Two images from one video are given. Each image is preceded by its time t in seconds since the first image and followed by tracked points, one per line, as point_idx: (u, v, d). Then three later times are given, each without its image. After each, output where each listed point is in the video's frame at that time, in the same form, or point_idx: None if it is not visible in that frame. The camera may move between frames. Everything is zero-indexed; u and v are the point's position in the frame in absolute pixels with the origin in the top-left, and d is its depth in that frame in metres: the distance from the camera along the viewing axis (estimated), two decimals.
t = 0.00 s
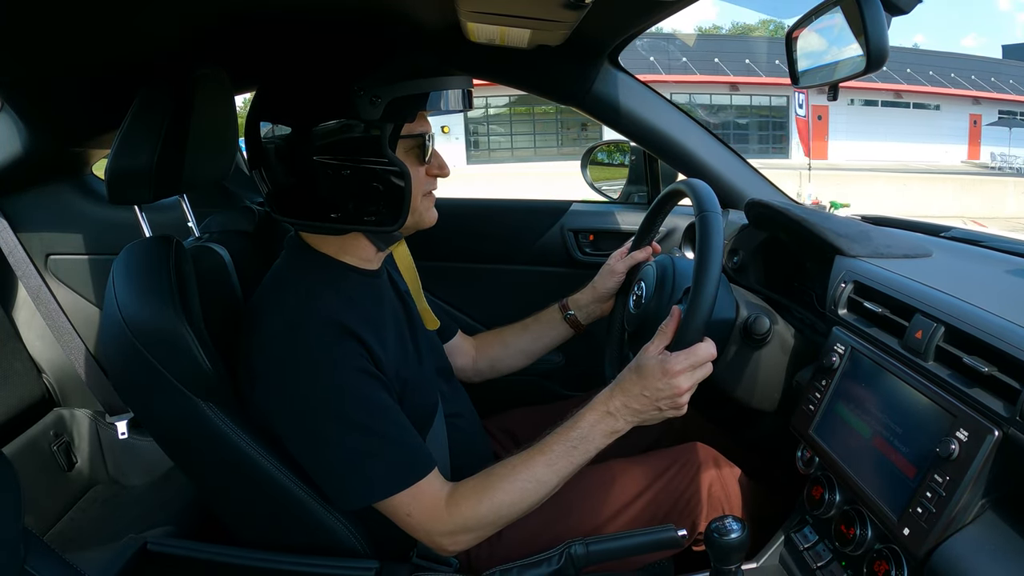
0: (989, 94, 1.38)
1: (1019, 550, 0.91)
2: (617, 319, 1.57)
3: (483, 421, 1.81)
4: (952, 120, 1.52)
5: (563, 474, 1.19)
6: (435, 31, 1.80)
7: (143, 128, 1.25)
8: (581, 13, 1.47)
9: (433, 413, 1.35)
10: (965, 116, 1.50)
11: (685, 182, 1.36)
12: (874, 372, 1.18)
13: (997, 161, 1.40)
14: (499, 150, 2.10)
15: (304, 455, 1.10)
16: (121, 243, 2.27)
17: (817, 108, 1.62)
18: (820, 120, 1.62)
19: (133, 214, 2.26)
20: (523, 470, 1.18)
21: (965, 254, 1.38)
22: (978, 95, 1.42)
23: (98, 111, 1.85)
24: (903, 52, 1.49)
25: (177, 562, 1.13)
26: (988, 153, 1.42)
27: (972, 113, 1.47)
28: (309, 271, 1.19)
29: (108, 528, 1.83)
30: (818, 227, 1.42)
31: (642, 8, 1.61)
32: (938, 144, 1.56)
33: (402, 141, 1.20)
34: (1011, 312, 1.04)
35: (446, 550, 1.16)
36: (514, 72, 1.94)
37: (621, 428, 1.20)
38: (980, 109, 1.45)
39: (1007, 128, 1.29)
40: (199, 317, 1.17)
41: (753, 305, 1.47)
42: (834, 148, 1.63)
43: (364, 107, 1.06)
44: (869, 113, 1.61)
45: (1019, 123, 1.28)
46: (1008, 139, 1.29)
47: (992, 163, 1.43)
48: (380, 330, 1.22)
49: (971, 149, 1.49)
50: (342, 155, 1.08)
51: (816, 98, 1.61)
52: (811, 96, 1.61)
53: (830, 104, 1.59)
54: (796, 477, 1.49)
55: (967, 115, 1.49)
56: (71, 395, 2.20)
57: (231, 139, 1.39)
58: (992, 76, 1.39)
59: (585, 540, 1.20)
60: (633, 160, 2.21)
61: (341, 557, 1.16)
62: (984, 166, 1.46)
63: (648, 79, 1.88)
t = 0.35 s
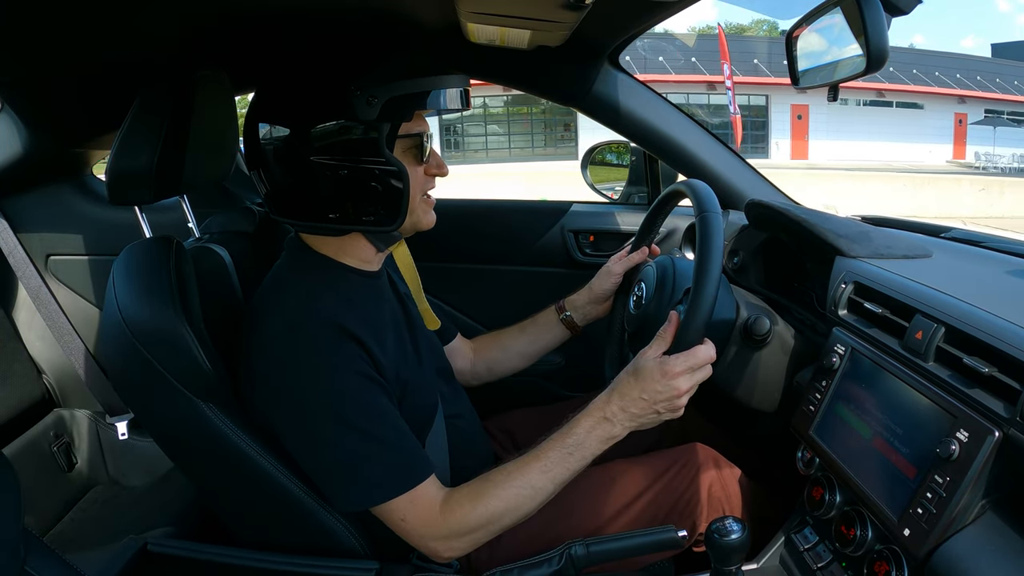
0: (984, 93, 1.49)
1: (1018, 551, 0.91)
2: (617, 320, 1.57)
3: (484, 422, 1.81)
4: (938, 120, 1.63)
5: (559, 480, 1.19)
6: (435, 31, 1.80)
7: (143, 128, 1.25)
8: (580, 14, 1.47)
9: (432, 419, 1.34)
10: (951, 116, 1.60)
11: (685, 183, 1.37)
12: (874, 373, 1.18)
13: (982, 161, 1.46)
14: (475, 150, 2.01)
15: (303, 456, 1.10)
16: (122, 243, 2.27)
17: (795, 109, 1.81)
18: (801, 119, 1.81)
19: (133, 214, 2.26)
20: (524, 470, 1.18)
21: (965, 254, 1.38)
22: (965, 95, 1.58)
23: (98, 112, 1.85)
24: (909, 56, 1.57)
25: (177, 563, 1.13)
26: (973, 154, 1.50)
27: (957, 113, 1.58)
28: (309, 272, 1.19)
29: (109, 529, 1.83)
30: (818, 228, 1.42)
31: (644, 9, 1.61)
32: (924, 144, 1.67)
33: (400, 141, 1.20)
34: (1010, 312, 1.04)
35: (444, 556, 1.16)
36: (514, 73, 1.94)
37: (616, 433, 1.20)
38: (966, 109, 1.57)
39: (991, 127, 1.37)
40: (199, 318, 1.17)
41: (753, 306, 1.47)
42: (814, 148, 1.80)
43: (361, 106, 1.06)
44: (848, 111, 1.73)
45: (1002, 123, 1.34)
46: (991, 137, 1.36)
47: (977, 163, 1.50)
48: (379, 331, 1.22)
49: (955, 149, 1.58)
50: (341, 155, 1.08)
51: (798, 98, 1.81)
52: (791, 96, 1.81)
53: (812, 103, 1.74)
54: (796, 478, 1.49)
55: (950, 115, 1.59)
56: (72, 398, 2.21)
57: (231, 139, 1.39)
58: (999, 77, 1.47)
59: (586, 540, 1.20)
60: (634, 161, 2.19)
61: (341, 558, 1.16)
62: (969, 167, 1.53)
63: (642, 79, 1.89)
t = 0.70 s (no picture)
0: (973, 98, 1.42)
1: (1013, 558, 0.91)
2: (611, 330, 1.58)
3: (478, 429, 1.79)
4: (915, 125, 1.50)
5: (519, 533, 1.11)
6: (431, 38, 1.81)
7: (138, 135, 1.25)
8: (575, 21, 1.48)
9: (426, 420, 1.35)
10: (929, 122, 1.48)
11: (679, 192, 1.38)
12: (868, 380, 1.18)
13: (959, 168, 1.43)
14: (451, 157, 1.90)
15: (296, 463, 1.09)
16: (116, 249, 2.26)
17: (770, 116, 1.78)
18: (775, 127, 1.78)
19: (128, 220, 2.25)
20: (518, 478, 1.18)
21: (957, 261, 1.39)
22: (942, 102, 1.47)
23: (93, 117, 1.85)
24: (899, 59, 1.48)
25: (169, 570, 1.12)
26: (952, 160, 1.45)
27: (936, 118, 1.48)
28: (304, 279, 1.19)
29: (99, 536, 1.82)
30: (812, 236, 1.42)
31: (639, 16, 1.62)
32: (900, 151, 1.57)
33: (396, 148, 1.20)
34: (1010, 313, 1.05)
35: None
36: (509, 80, 1.94)
37: (591, 504, 1.10)
38: (946, 114, 1.46)
39: (968, 134, 1.36)
40: (193, 324, 1.17)
41: (747, 313, 1.47)
42: (787, 154, 1.73)
43: (356, 113, 1.07)
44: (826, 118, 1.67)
45: (980, 130, 1.34)
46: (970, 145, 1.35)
47: (954, 170, 1.46)
48: (373, 339, 1.22)
49: (933, 157, 1.49)
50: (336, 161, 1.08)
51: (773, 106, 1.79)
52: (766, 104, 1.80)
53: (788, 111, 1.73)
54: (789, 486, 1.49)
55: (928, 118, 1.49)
56: (66, 404, 2.19)
57: (227, 146, 1.40)
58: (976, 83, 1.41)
59: (579, 548, 1.19)
60: (628, 169, 2.18)
61: (335, 566, 1.15)
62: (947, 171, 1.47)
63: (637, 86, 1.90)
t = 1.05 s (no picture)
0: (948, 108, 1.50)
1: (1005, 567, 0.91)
2: (602, 342, 1.59)
3: (468, 440, 1.78)
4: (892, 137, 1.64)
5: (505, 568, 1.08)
6: (425, 46, 1.81)
7: (129, 143, 1.24)
8: (568, 32, 1.48)
9: (416, 430, 1.35)
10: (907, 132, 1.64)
11: (670, 203, 1.39)
12: (858, 390, 1.18)
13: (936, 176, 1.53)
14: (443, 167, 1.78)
15: (285, 472, 1.09)
16: (107, 256, 2.24)
17: (746, 126, 1.90)
18: (750, 136, 1.90)
19: (119, 227, 2.24)
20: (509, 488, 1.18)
21: (947, 272, 1.40)
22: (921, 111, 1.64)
23: (85, 124, 1.84)
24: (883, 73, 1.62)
25: None
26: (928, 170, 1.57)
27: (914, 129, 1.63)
28: (296, 288, 1.19)
29: (88, 545, 1.80)
30: (803, 246, 1.43)
31: (633, 27, 1.62)
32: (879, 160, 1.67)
33: (383, 161, 1.21)
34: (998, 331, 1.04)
35: None
36: (502, 89, 1.94)
37: None
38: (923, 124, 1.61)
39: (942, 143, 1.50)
40: (184, 333, 1.17)
41: (738, 324, 1.48)
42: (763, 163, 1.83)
43: (341, 127, 1.06)
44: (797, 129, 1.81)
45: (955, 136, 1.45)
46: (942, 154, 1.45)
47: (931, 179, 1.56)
48: (362, 348, 1.22)
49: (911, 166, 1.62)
50: (323, 174, 1.08)
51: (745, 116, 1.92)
52: (739, 113, 1.92)
53: (761, 120, 1.88)
54: (779, 495, 1.49)
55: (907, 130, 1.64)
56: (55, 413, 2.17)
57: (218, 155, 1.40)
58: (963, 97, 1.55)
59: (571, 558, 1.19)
60: (620, 179, 2.21)
61: None
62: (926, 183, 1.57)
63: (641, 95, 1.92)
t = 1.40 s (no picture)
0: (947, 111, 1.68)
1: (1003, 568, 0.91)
2: (599, 345, 1.60)
3: (467, 443, 1.78)
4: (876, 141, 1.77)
5: (503, 571, 1.08)
6: (424, 49, 1.81)
7: (128, 146, 1.24)
8: (566, 34, 1.49)
9: (414, 432, 1.35)
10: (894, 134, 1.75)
11: (668, 205, 1.39)
12: (856, 392, 1.19)
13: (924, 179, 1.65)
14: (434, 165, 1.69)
15: (282, 474, 1.08)
16: (105, 259, 2.24)
17: (727, 126, 1.89)
18: (732, 137, 1.87)
19: (117, 229, 2.24)
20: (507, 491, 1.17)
21: (945, 274, 1.40)
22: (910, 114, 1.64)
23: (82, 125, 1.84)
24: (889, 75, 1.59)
25: None
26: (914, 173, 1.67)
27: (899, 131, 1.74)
28: (293, 290, 1.19)
29: (85, 548, 1.80)
30: (800, 249, 1.43)
31: (631, 30, 1.63)
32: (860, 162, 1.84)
33: (378, 165, 1.22)
34: (990, 335, 1.05)
35: None
36: (501, 92, 1.94)
37: None
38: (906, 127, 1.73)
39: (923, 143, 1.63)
40: (182, 336, 1.17)
41: (736, 326, 1.47)
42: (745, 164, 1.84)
43: (332, 134, 1.06)
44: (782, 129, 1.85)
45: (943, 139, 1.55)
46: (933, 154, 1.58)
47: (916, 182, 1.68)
48: (359, 351, 1.22)
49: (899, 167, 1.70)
50: (317, 179, 1.09)
51: (729, 118, 1.94)
52: (723, 115, 1.94)
53: (744, 121, 1.93)
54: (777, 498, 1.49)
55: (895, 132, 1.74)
56: (53, 415, 2.17)
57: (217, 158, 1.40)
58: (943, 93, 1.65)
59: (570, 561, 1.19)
60: (618, 183, 2.19)
61: None
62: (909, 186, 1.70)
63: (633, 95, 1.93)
